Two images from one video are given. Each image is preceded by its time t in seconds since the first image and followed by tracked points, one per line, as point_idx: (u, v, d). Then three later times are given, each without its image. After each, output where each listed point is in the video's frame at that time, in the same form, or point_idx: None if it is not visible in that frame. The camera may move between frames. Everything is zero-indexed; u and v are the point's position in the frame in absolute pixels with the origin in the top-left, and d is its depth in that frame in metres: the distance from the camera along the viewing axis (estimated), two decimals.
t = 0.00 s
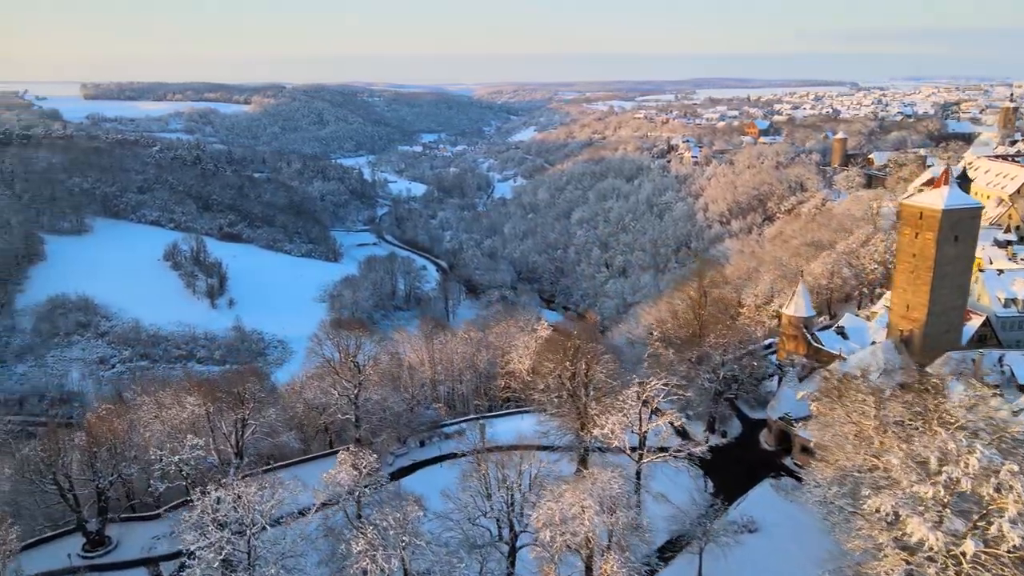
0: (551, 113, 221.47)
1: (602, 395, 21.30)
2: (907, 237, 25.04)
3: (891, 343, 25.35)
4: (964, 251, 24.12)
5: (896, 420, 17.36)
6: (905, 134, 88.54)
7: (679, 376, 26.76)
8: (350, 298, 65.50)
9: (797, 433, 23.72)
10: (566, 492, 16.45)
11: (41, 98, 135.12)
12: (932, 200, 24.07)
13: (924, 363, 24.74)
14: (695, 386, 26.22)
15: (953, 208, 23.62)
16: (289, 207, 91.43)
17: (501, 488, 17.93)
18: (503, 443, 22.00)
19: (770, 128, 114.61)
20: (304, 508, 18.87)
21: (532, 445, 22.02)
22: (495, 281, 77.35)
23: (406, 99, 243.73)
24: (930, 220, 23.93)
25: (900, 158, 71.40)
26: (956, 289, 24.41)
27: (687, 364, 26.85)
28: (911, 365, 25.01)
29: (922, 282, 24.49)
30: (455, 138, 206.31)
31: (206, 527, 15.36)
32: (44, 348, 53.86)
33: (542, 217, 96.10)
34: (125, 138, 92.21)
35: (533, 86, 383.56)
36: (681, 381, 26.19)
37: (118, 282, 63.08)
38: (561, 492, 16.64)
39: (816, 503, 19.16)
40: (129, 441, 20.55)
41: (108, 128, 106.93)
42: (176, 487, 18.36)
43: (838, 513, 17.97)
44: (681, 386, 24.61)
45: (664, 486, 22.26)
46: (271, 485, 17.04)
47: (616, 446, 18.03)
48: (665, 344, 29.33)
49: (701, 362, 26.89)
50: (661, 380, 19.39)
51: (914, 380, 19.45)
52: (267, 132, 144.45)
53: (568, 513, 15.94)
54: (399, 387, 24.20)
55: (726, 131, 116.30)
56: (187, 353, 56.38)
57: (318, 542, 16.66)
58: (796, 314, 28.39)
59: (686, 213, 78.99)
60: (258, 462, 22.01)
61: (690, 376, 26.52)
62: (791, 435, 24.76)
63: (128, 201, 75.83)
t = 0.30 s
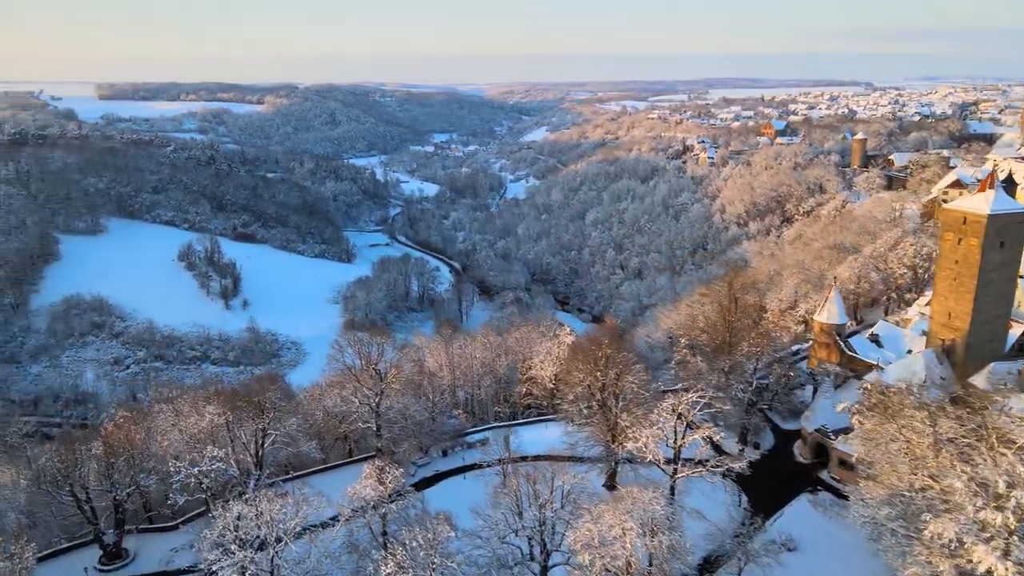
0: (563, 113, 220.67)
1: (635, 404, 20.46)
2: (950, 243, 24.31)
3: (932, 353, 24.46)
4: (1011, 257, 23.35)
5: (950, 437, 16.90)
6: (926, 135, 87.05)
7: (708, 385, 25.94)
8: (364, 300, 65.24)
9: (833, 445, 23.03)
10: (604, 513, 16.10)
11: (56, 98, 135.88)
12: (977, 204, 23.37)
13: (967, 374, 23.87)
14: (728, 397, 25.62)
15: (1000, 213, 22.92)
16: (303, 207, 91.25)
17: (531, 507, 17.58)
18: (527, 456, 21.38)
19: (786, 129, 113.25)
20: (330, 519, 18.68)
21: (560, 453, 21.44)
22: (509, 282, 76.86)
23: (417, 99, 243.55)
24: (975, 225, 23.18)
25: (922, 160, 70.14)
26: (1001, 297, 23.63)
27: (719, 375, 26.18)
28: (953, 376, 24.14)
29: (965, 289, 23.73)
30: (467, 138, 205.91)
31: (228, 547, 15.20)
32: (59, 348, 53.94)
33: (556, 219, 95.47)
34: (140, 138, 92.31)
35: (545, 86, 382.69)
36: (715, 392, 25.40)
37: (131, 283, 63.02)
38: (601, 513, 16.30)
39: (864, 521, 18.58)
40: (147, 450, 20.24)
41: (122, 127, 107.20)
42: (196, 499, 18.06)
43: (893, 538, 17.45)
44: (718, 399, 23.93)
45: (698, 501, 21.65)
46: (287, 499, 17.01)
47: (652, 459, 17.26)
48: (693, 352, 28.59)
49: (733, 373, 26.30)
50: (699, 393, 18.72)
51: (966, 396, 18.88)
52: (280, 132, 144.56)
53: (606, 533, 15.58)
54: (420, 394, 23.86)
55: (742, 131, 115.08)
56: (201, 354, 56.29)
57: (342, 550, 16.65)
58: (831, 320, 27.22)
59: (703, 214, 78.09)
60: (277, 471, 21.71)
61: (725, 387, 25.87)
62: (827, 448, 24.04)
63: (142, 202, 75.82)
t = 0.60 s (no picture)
0: (571, 113, 219.95)
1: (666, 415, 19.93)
2: (989, 249, 23.63)
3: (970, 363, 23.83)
4: None
5: (1004, 456, 16.61)
6: (941, 135, 85.92)
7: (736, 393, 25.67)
8: (374, 301, 64.79)
9: (868, 459, 22.38)
10: (644, 537, 15.69)
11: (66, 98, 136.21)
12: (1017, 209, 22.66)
13: (1008, 384, 23.18)
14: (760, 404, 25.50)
15: None
16: (311, 207, 90.95)
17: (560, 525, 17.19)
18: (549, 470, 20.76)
19: (798, 129, 112.23)
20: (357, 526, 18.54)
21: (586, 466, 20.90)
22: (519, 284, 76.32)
23: (425, 99, 243.32)
24: (1017, 230, 22.50)
25: (939, 161, 69.13)
26: None
27: (751, 384, 25.89)
28: (993, 387, 23.48)
29: (1005, 297, 23.07)
30: (475, 138, 205.47)
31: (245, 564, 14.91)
32: (68, 350, 53.78)
33: (566, 220, 94.86)
34: (149, 139, 92.18)
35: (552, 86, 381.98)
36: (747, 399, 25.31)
37: (141, 283, 62.76)
38: (641, 536, 15.89)
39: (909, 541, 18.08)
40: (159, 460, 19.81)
41: (131, 128, 107.19)
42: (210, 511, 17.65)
43: (943, 561, 16.84)
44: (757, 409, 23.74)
45: (732, 517, 21.16)
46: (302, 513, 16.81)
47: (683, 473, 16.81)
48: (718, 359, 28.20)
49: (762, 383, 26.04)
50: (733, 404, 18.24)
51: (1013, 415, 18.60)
52: (287, 132, 144.46)
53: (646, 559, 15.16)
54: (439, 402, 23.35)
55: (753, 132, 114.13)
56: (210, 356, 56.03)
57: (364, 561, 16.53)
58: (861, 327, 27.09)
59: (715, 215, 77.29)
60: (293, 481, 21.32)
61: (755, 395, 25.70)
62: (862, 461, 23.34)
63: (152, 202, 75.59)
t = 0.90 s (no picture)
0: (577, 113, 219.30)
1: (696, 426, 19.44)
2: None
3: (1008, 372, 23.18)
4: None
5: None
6: (954, 135, 85.04)
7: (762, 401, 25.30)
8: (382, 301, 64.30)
9: (904, 473, 21.76)
10: (687, 564, 15.15)
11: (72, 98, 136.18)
12: None
13: None
14: (795, 414, 24.96)
15: None
16: (318, 208, 90.56)
17: (590, 543, 16.86)
18: (569, 481, 20.39)
19: (808, 129, 111.37)
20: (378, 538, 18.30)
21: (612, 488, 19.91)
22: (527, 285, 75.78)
23: (430, 98, 242.83)
24: None
25: (953, 161, 68.22)
26: None
27: (782, 392, 25.65)
28: None
29: None
30: (480, 138, 204.97)
31: None
32: (75, 351, 53.46)
33: (574, 221, 94.21)
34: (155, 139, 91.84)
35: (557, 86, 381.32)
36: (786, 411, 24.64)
37: (147, 283, 62.37)
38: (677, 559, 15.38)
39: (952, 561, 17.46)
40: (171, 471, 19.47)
41: (137, 127, 106.91)
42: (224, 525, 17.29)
43: None
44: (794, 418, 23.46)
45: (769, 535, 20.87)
46: (322, 534, 16.46)
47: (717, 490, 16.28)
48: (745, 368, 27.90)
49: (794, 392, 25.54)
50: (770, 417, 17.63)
51: None
52: (293, 132, 144.15)
53: None
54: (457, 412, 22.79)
55: (762, 132, 113.33)
56: (217, 358, 55.61)
57: None
58: (890, 335, 26.47)
59: (725, 216, 76.62)
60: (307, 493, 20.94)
61: (790, 405, 25.18)
62: (896, 474, 22.77)
63: (159, 202, 75.24)
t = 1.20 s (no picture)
0: (581, 113, 218.64)
1: (725, 439, 18.92)
2: None
3: None
4: None
5: None
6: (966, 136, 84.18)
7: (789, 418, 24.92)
8: (389, 302, 63.58)
9: (942, 488, 21.22)
10: None
11: (76, 98, 135.84)
12: None
13: None
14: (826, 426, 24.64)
15: None
16: (323, 208, 90.09)
17: (623, 565, 16.26)
18: (593, 494, 20.09)
19: (816, 129, 110.54)
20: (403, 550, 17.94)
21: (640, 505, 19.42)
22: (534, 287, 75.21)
23: (434, 98, 242.37)
24: None
25: (966, 162, 67.42)
26: None
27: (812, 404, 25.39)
28: None
29: None
30: (484, 138, 204.44)
31: None
32: (81, 353, 53.07)
33: (580, 222, 93.60)
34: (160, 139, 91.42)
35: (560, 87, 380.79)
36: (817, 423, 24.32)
37: (152, 284, 61.87)
38: None
39: None
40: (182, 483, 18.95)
41: (142, 128, 106.51)
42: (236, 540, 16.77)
43: None
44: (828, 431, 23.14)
45: (805, 553, 20.18)
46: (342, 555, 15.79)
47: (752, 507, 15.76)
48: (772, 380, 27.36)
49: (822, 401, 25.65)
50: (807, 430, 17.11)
51: None
52: (297, 132, 143.76)
53: None
54: (479, 424, 22.20)
55: (770, 132, 112.53)
56: (223, 360, 55.14)
57: None
58: (920, 342, 25.84)
59: (734, 217, 75.95)
60: (322, 506, 20.44)
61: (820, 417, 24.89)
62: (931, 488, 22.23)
63: (164, 203, 74.80)
